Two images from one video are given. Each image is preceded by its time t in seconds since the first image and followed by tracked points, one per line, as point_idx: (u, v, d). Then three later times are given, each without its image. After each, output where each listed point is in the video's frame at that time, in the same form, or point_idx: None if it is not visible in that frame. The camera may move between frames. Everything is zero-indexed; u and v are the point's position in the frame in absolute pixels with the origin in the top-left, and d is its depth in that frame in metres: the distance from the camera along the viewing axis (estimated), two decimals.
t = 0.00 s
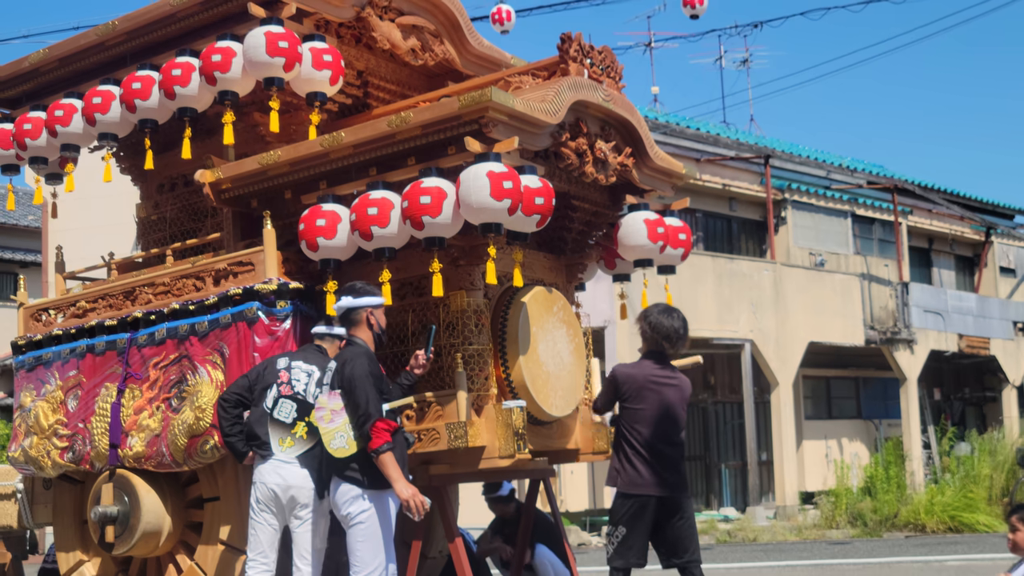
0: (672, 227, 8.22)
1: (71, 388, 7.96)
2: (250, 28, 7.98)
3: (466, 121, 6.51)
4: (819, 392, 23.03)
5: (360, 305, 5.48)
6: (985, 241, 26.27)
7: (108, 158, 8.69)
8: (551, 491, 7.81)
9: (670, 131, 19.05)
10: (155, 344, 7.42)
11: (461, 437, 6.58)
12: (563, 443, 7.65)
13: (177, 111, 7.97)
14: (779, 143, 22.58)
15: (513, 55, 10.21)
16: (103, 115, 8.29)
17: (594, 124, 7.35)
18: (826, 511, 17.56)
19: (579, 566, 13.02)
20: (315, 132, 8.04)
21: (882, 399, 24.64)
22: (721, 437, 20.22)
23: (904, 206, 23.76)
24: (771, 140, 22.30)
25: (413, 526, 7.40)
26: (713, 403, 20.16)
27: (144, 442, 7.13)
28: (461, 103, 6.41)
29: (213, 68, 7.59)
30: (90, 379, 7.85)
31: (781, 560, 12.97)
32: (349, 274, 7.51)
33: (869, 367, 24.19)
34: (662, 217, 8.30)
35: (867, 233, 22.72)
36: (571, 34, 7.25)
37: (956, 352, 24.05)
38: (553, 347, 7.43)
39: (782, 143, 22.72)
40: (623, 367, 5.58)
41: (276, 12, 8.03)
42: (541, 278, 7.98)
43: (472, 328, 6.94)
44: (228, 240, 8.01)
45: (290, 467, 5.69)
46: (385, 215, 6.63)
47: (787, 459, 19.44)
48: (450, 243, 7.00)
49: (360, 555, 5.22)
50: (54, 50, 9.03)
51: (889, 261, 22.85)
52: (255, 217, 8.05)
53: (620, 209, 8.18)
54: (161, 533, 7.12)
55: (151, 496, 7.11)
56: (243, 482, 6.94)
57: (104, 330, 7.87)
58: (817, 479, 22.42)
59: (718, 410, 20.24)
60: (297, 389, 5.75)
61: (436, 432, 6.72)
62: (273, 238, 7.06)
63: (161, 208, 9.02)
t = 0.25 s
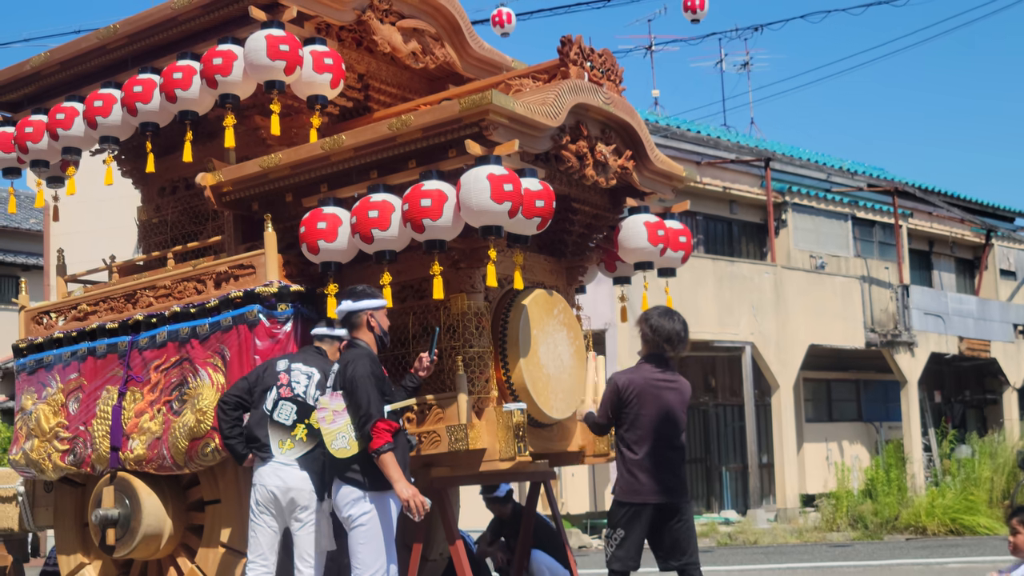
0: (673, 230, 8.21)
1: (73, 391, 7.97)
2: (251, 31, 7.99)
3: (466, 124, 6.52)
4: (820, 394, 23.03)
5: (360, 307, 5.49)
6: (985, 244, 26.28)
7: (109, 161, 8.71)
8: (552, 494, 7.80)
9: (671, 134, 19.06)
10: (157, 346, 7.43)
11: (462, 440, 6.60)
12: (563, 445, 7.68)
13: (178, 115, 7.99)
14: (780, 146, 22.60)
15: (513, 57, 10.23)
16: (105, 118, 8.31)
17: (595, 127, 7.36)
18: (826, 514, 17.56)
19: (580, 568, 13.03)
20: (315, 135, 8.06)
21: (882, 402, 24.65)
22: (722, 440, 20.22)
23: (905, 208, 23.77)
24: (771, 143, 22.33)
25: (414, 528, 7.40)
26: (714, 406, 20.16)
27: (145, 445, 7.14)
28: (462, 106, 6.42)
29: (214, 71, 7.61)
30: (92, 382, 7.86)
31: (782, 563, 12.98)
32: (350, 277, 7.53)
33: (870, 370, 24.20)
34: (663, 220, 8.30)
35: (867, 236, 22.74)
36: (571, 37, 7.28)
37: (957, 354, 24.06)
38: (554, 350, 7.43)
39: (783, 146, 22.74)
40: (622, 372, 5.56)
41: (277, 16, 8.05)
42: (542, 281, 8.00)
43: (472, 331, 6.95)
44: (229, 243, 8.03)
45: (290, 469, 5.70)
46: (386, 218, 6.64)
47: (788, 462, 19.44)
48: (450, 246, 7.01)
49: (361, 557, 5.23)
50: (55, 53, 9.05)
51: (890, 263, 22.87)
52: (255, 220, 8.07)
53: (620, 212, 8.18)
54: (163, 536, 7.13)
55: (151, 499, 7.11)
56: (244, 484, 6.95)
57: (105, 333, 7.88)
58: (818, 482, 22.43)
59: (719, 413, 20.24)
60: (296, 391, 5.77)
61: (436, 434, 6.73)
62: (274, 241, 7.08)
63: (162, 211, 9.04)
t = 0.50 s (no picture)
0: (671, 231, 8.16)
1: (71, 392, 7.97)
2: (249, 33, 8.00)
3: (464, 125, 6.53)
4: (818, 396, 23.05)
5: (357, 309, 5.50)
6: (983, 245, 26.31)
7: (107, 163, 8.72)
8: (550, 496, 7.80)
9: (669, 136, 19.09)
10: (155, 348, 7.43)
11: (460, 441, 6.61)
12: (561, 446, 7.70)
13: (176, 116, 8.00)
14: (778, 148, 22.62)
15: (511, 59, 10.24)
16: (103, 120, 8.32)
17: (592, 129, 7.37)
18: (825, 515, 17.58)
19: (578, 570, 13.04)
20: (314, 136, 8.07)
21: (881, 403, 24.68)
22: (720, 441, 20.24)
23: (903, 210, 23.80)
24: (769, 145, 22.36)
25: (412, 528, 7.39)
26: (712, 407, 20.17)
27: (143, 447, 7.14)
28: (459, 108, 6.43)
29: (212, 73, 7.61)
30: (90, 383, 7.86)
31: (780, 564, 12.99)
32: (349, 278, 7.54)
33: (868, 371, 24.22)
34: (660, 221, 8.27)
35: (865, 238, 22.77)
36: (569, 39, 7.30)
37: (955, 356, 24.09)
38: (552, 351, 7.45)
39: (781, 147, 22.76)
40: (617, 373, 5.57)
41: (275, 18, 8.06)
42: (540, 282, 8.01)
43: (470, 332, 6.96)
44: (227, 245, 8.04)
45: (276, 472, 5.72)
46: (384, 219, 6.65)
47: (786, 463, 19.45)
48: (448, 247, 7.03)
49: (361, 558, 5.22)
50: (54, 55, 9.06)
51: (888, 265, 22.90)
52: (254, 221, 8.08)
53: (618, 213, 8.19)
54: (160, 537, 7.13)
55: (149, 500, 7.11)
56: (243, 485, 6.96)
57: (103, 335, 7.89)
58: (816, 483, 22.45)
59: (718, 414, 20.26)
60: (279, 394, 5.75)
61: (435, 436, 6.76)
62: (273, 243, 7.10)
63: (160, 213, 9.05)
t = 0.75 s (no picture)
0: (666, 234, 8.15)
1: (67, 395, 7.96)
2: (245, 36, 8.00)
3: (460, 128, 6.52)
4: (816, 398, 23.04)
5: (355, 312, 5.50)
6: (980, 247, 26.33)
7: (104, 166, 8.71)
8: (547, 499, 7.78)
9: (666, 138, 19.09)
10: (151, 351, 7.42)
11: (456, 444, 6.60)
12: (558, 449, 7.69)
13: (172, 119, 7.99)
14: (775, 150, 22.64)
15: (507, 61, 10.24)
16: (99, 123, 8.31)
17: (588, 131, 7.37)
18: (823, 517, 17.54)
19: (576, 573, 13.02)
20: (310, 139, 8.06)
21: (879, 405, 24.68)
22: (718, 444, 20.22)
23: (900, 212, 23.81)
24: (766, 148, 22.38)
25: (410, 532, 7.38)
26: (710, 410, 20.16)
27: (139, 450, 7.12)
28: (455, 110, 6.42)
29: (208, 76, 7.60)
30: (86, 387, 7.85)
31: (778, 567, 12.97)
32: (345, 281, 7.54)
33: (866, 374, 24.22)
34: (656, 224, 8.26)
35: (862, 240, 22.79)
36: (564, 42, 7.30)
37: (953, 358, 24.09)
38: (548, 354, 7.44)
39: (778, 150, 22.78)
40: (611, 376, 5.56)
41: (271, 20, 8.05)
42: (536, 285, 8.00)
43: (466, 335, 6.95)
44: (224, 248, 8.03)
45: (243, 481, 5.73)
46: (380, 222, 6.65)
47: (784, 465, 19.44)
48: (444, 250, 7.02)
49: (359, 560, 5.21)
50: (50, 58, 9.05)
51: (886, 267, 22.91)
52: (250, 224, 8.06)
53: (614, 216, 8.19)
54: (157, 540, 7.11)
55: (146, 504, 7.10)
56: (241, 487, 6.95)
57: (100, 338, 7.88)
58: (815, 486, 22.43)
59: (716, 417, 20.25)
60: (238, 403, 5.75)
61: (432, 439, 6.74)
62: (268, 246, 7.09)
63: (156, 215, 9.03)
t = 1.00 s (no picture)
0: (666, 237, 8.16)
1: (67, 399, 7.96)
2: (245, 39, 8.00)
3: (460, 131, 6.53)
4: (816, 401, 23.03)
5: (359, 314, 5.49)
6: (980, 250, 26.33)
7: (104, 169, 8.71)
8: (547, 502, 7.79)
9: (666, 141, 19.09)
10: (151, 353, 7.43)
11: (456, 447, 6.62)
12: (559, 452, 7.69)
13: (172, 122, 8.00)
14: (775, 153, 22.65)
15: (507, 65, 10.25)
16: (100, 126, 8.32)
17: (588, 134, 7.37)
18: (823, 520, 17.51)
19: None
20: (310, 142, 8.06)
21: (879, 408, 24.67)
22: (718, 447, 20.21)
23: (900, 215, 23.83)
24: (766, 150, 22.39)
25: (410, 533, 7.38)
26: (710, 412, 20.14)
27: (139, 453, 7.13)
28: (455, 113, 6.43)
29: (208, 79, 7.61)
30: (86, 390, 7.85)
31: (778, 570, 12.95)
32: (345, 284, 7.54)
33: (866, 376, 24.22)
34: (657, 226, 8.27)
35: (862, 243, 22.80)
36: (565, 45, 7.31)
37: (953, 361, 24.09)
38: (548, 356, 7.44)
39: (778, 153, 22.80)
40: (616, 385, 5.57)
41: (271, 23, 8.05)
42: (536, 288, 8.01)
43: (467, 337, 6.95)
44: (224, 250, 8.04)
45: (214, 483, 5.77)
46: (380, 225, 6.65)
47: (784, 467, 19.42)
48: (444, 253, 7.03)
49: (360, 563, 5.19)
50: (50, 61, 9.05)
51: (886, 270, 22.92)
52: (250, 227, 8.07)
53: (614, 219, 8.19)
54: (157, 543, 7.10)
55: (146, 506, 7.10)
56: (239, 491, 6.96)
57: (99, 341, 7.88)
58: (814, 488, 22.42)
59: (716, 420, 20.24)
60: (205, 406, 5.79)
61: (432, 441, 6.76)
62: (269, 248, 7.10)
63: (156, 218, 9.04)
